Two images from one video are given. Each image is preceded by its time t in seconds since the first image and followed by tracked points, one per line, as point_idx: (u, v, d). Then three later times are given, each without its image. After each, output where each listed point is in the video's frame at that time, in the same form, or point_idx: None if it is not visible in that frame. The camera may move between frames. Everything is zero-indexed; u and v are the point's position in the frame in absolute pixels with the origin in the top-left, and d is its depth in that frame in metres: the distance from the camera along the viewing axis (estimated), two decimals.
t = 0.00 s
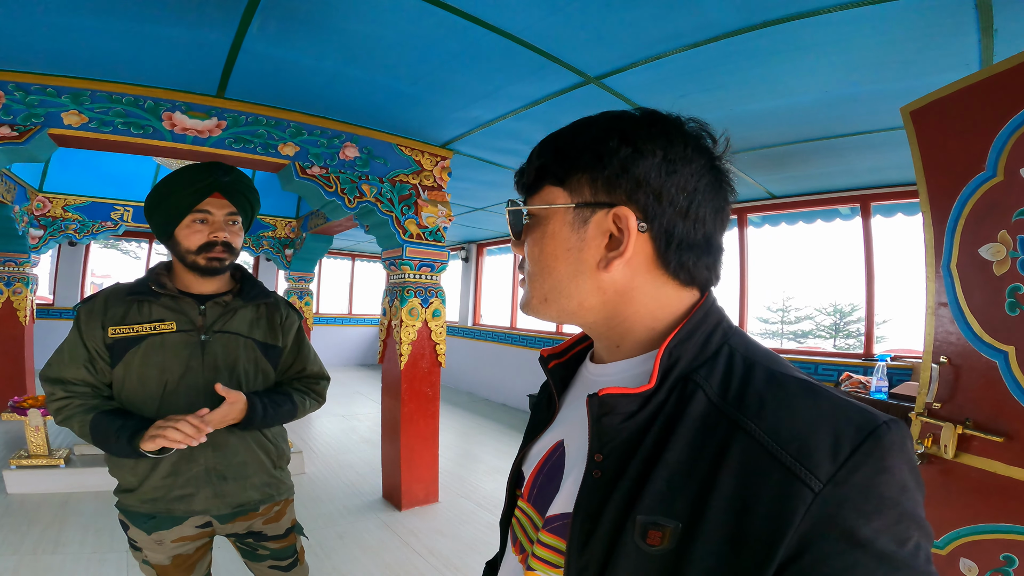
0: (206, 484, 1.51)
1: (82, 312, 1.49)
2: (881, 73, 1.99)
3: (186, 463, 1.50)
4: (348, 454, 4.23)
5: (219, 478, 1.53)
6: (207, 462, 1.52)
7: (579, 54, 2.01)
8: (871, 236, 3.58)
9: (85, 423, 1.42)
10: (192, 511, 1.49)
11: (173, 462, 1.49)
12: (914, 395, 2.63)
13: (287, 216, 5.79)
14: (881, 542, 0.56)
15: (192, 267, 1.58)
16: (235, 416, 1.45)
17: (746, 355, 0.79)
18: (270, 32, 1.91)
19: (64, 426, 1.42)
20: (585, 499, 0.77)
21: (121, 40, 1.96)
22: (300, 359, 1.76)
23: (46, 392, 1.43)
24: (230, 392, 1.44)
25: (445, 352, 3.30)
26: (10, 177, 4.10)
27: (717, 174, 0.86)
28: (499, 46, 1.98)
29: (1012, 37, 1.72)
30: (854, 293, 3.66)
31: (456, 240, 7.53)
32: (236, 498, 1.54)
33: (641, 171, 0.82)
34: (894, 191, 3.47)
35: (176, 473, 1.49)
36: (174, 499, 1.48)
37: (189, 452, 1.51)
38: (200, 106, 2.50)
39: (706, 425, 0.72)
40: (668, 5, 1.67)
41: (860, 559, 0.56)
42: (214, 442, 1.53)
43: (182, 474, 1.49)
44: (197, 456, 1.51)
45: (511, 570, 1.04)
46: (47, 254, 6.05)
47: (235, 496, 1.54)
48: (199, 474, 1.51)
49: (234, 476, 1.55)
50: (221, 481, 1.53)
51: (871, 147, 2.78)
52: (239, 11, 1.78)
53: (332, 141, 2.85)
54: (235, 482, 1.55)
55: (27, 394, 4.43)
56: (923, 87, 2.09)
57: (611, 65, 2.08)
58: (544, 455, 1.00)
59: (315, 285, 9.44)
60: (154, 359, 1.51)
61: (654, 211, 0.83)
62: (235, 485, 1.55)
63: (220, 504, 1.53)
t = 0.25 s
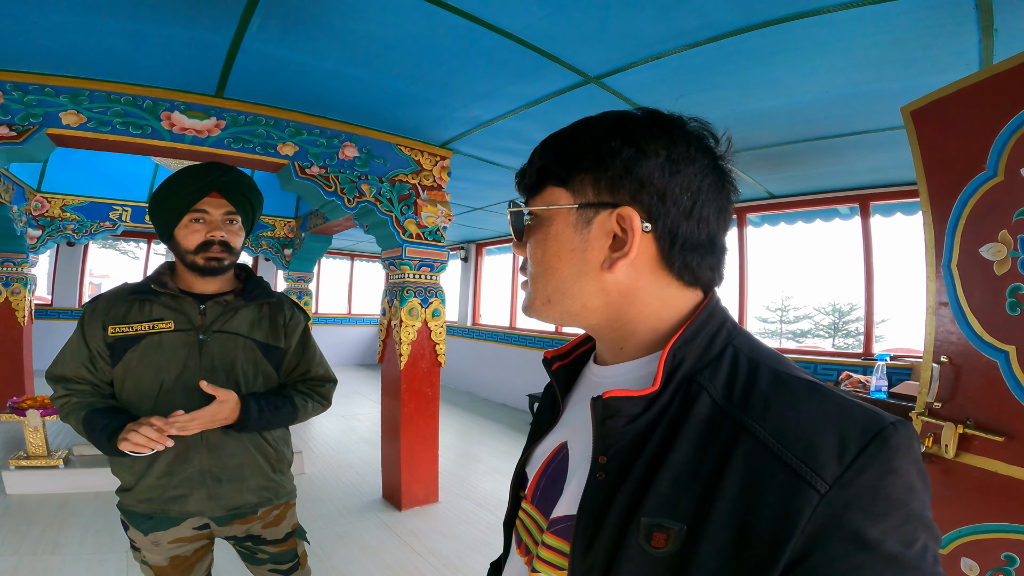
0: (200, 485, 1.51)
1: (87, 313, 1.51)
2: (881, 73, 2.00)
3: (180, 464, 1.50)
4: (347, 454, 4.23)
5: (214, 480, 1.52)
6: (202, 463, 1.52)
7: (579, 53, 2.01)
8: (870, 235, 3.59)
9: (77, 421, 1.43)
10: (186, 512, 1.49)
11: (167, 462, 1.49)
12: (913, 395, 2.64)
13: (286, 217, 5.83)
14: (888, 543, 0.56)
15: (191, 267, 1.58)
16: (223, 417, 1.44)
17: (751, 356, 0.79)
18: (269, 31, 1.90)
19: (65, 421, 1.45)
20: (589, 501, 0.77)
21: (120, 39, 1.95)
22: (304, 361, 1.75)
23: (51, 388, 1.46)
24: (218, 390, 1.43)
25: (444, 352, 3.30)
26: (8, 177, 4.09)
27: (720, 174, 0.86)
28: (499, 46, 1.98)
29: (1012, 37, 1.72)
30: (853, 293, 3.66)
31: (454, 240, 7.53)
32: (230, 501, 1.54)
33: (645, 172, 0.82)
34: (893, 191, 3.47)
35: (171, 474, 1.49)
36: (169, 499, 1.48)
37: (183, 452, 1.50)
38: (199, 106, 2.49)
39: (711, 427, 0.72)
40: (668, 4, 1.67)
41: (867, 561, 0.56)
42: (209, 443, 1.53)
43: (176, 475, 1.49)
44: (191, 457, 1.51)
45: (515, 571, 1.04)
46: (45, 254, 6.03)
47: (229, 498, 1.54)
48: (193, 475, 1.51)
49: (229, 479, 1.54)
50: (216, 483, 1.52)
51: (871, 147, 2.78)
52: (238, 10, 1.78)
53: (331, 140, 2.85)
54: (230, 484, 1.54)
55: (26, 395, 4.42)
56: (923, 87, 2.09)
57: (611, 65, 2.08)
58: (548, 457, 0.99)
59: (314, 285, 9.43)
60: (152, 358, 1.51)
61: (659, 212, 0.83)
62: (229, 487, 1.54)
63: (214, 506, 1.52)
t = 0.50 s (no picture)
0: (191, 487, 1.50)
1: (94, 311, 1.53)
2: (880, 72, 2.00)
3: (171, 464, 1.50)
4: (347, 455, 4.23)
5: (206, 482, 1.52)
6: (194, 464, 1.51)
7: (578, 53, 2.01)
8: (868, 234, 3.59)
9: (79, 413, 1.42)
10: (178, 513, 1.49)
11: (159, 462, 1.49)
12: (912, 394, 2.64)
13: (285, 217, 5.83)
14: (889, 543, 0.56)
15: (188, 267, 1.58)
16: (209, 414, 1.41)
17: (752, 355, 0.79)
18: (267, 31, 1.90)
19: (61, 416, 1.43)
20: (589, 501, 0.77)
21: (117, 40, 1.95)
22: (305, 363, 1.73)
23: (51, 383, 1.46)
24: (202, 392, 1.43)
25: (443, 352, 3.30)
26: (6, 178, 4.08)
27: (726, 175, 0.86)
28: (498, 46, 1.98)
29: (1011, 36, 1.72)
30: (852, 292, 3.67)
31: (453, 240, 7.53)
32: (222, 503, 1.53)
33: (655, 170, 0.82)
34: (892, 190, 3.47)
35: (163, 474, 1.49)
36: (161, 500, 1.48)
37: (175, 454, 1.50)
38: (197, 106, 2.49)
39: (712, 427, 0.72)
40: (667, 4, 1.66)
41: (868, 562, 0.56)
42: (202, 444, 1.52)
43: (168, 475, 1.49)
44: (184, 458, 1.50)
45: (516, 571, 1.04)
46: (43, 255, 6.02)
47: (221, 501, 1.53)
48: (185, 476, 1.50)
49: (222, 481, 1.53)
50: (207, 485, 1.52)
51: (869, 146, 2.78)
52: (236, 10, 1.77)
53: (330, 140, 2.85)
54: (222, 486, 1.53)
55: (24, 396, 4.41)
56: (921, 86, 2.09)
57: (610, 64, 2.08)
58: (549, 457, 0.99)
59: (313, 285, 9.41)
60: (149, 357, 1.51)
61: (666, 210, 0.82)
62: (222, 490, 1.53)
63: (206, 508, 1.52)
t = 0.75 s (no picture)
0: (193, 488, 1.51)
1: (94, 313, 1.53)
2: (877, 72, 2.00)
3: (172, 466, 1.50)
4: (346, 455, 4.23)
5: (207, 483, 1.52)
6: (195, 466, 1.51)
7: (576, 53, 2.01)
8: (866, 234, 3.59)
9: (87, 416, 1.43)
10: (179, 514, 1.49)
11: (161, 464, 1.49)
12: (910, 393, 2.64)
13: (283, 218, 5.84)
14: (880, 544, 0.56)
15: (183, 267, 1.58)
16: (213, 417, 1.40)
17: (746, 357, 0.79)
18: (265, 32, 1.90)
19: (65, 420, 1.43)
20: (585, 502, 0.77)
21: (115, 41, 1.95)
22: (305, 364, 1.72)
23: (52, 386, 1.45)
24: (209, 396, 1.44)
25: (442, 352, 3.30)
26: (4, 178, 4.07)
27: (720, 176, 0.86)
28: (495, 46, 1.98)
29: (1007, 37, 1.73)
30: (850, 291, 3.67)
31: (452, 240, 7.53)
32: (223, 504, 1.54)
33: (648, 172, 0.82)
34: (889, 189, 3.48)
35: (165, 475, 1.49)
36: (163, 501, 1.49)
37: (175, 455, 1.50)
38: (194, 107, 2.49)
39: (706, 428, 0.73)
40: (664, 5, 1.67)
41: (860, 562, 0.56)
42: (203, 445, 1.52)
43: (170, 477, 1.49)
44: (185, 460, 1.51)
45: (512, 571, 1.04)
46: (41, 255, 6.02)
47: (223, 502, 1.54)
48: (186, 478, 1.51)
49: (223, 482, 1.54)
50: (208, 486, 1.52)
51: (867, 146, 2.78)
52: (233, 11, 1.77)
53: (328, 141, 2.85)
54: (223, 487, 1.54)
55: (23, 396, 4.40)
56: (918, 86, 2.09)
57: (607, 64, 2.08)
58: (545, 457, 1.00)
59: (312, 285, 9.41)
60: (151, 358, 1.51)
61: (660, 211, 0.83)
62: (223, 491, 1.54)
63: (207, 509, 1.52)
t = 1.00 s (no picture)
0: (201, 489, 1.51)
1: (87, 315, 1.49)
2: (874, 71, 2.00)
3: (180, 468, 1.49)
4: (344, 455, 4.22)
5: (214, 484, 1.52)
6: (203, 467, 1.51)
7: (573, 53, 2.01)
8: (864, 233, 3.59)
9: (90, 420, 1.41)
10: (187, 517, 1.48)
11: (167, 466, 1.48)
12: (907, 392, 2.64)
13: (281, 218, 5.84)
14: (872, 544, 0.56)
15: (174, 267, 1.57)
16: (224, 415, 1.41)
17: (739, 358, 0.79)
18: (261, 32, 1.90)
19: (66, 426, 1.41)
20: (579, 502, 0.77)
21: (110, 41, 1.94)
22: (303, 366, 1.73)
23: (49, 392, 1.43)
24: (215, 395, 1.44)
25: (440, 353, 3.29)
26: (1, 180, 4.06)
27: (714, 177, 0.86)
28: (492, 46, 1.97)
29: (1003, 36, 1.73)
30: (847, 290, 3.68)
31: (450, 240, 7.53)
32: (231, 505, 1.53)
33: (641, 173, 0.82)
34: (887, 189, 3.48)
35: (172, 477, 1.49)
36: (170, 504, 1.48)
37: (184, 456, 1.50)
38: (191, 107, 2.48)
39: (699, 429, 0.72)
40: (661, 4, 1.66)
41: (852, 562, 0.56)
42: (209, 446, 1.52)
43: (177, 479, 1.49)
44: (193, 461, 1.51)
45: (508, 571, 1.04)
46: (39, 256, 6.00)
47: (230, 503, 1.53)
48: (194, 480, 1.50)
49: (231, 482, 1.54)
50: (216, 487, 1.52)
51: (864, 146, 2.79)
52: (229, 11, 1.77)
53: (325, 141, 2.84)
54: (231, 488, 1.54)
55: (20, 398, 4.39)
56: (915, 85, 2.09)
57: (604, 64, 2.08)
58: (540, 457, 0.99)
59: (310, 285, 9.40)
60: (153, 361, 1.50)
61: (653, 212, 0.83)
62: (230, 492, 1.54)
63: (216, 510, 1.52)
